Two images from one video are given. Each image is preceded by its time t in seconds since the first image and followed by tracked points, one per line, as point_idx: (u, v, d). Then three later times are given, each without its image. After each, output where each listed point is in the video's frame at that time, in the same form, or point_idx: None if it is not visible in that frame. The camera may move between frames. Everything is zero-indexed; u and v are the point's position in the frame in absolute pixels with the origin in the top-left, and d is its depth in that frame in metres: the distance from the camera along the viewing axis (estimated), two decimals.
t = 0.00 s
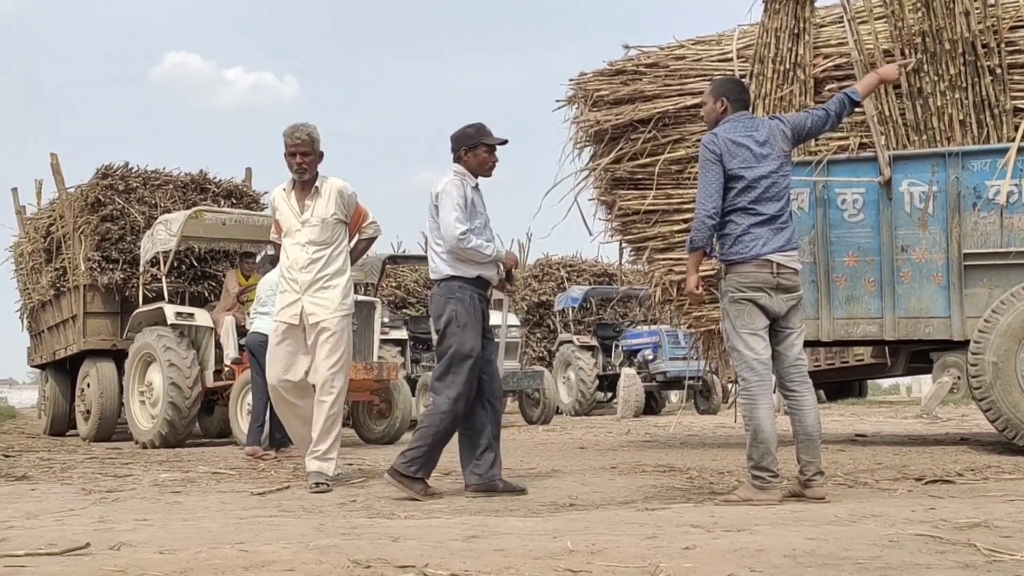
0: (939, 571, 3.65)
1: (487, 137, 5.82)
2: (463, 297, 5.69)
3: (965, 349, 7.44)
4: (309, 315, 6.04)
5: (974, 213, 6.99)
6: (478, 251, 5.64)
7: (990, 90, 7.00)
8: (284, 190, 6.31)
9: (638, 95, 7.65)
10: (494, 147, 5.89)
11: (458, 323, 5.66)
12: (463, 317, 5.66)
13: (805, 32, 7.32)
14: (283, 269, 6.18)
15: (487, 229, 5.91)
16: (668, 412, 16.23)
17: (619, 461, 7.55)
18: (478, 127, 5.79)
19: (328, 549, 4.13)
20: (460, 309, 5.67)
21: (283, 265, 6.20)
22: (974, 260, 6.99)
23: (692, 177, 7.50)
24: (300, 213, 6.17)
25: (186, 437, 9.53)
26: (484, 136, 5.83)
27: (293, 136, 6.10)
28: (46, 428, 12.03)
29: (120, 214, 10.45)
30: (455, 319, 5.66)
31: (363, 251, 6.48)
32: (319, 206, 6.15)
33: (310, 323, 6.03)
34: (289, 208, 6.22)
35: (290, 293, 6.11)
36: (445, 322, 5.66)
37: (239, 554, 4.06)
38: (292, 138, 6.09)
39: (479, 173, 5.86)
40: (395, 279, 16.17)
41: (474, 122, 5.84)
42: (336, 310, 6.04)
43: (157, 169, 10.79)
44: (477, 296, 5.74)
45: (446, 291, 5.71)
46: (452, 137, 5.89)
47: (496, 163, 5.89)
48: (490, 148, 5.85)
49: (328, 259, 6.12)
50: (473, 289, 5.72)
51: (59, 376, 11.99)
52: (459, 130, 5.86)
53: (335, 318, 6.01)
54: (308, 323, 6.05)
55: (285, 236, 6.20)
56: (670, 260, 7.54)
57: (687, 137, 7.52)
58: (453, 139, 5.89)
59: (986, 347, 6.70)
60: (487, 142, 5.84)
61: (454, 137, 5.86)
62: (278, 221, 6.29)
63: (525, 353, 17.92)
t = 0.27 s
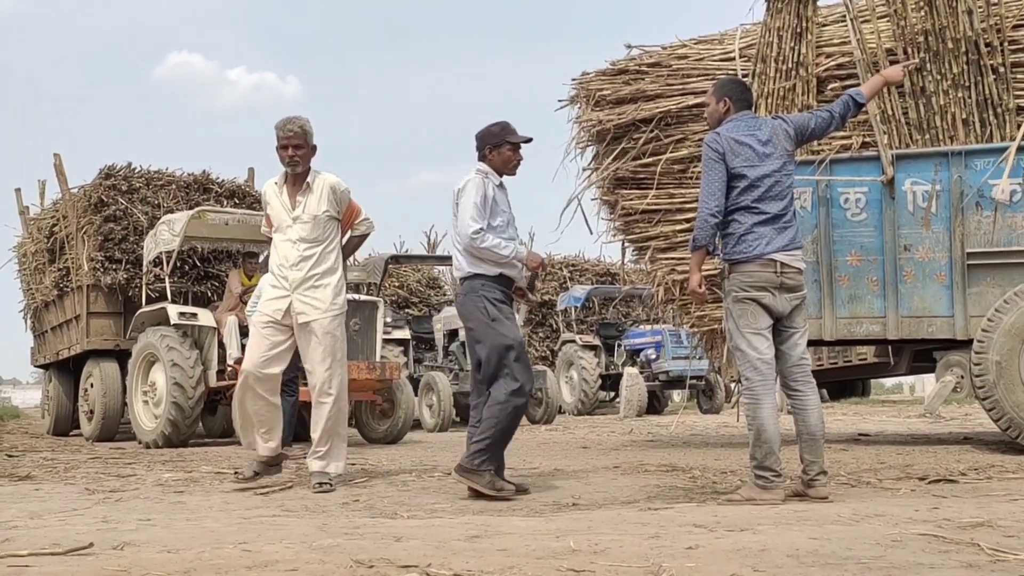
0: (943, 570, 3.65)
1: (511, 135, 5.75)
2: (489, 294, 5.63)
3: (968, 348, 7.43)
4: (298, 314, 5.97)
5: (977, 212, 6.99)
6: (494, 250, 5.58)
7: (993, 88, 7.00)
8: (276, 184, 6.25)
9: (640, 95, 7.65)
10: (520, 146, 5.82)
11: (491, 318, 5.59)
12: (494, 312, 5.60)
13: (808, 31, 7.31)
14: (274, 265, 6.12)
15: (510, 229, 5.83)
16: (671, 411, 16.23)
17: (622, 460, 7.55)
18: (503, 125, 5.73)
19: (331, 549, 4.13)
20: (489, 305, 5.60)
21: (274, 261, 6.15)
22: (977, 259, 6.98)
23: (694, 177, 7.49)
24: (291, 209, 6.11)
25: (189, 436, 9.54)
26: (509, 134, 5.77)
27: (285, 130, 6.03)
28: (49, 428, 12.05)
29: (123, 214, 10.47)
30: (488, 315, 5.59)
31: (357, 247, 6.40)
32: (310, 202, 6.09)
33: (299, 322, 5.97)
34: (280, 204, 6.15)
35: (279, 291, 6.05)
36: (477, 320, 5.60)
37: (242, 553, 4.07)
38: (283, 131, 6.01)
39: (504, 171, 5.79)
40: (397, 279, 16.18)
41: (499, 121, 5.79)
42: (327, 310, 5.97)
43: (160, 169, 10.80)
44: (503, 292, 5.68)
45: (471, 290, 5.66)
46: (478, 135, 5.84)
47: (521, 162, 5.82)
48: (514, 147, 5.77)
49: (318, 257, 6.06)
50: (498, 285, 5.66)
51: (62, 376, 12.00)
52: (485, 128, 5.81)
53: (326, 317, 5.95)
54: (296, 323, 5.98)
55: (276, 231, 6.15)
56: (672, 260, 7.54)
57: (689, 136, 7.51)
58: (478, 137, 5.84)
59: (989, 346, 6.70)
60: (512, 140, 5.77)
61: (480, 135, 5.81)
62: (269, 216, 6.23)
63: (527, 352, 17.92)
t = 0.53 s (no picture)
0: (943, 567, 3.65)
1: (535, 133, 5.68)
2: (517, 294, 5.55)
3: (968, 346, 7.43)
4: (275, 313, 5.75)
5: (978, 209, 6.99)
6: (521, 249, 5.50)
7: (994, 86, 6.99)
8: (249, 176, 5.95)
9: (640, 92, 7.65)
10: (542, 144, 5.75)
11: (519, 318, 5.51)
12: (522, 313, 5.53)
13: (808, 28, 7.30)
14: (247, 261, 5.83)
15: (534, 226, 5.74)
16: (671, 408, 16.24)
17: (622, 458, 7.55)
18: (526, 122, 5.65)
19: (332, 546, 4.13)
20: (517, 306, 5.53)
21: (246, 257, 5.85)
22: (977, 256, 6.98)
23: (695, 174, 7.49)
24: (269, 204, 5.85)
25: (190, 434, 9.54)
26: (532, 132, 5.69)
27: (268, 122, 5.77)
28: (50, 426, 12.05)
29: (124, 212, 10.47)
30: (516, 316, 5.52)
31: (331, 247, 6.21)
32: (290, 198, 5.85)
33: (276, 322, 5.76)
34: (257, 198, 5.87)
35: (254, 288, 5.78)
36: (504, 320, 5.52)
37: (243, 551, 4.07)
38: (267, 123, 5.75)
39: (527, 169, 5.71)
40: (397, 277, 16.19)
41: (521, 118, 5.71)
42: (305, 308, 5.79)
43: (160, 167, 10.79)
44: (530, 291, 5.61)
45: (499, 290, 5.58)
46: (499, 132, 5.76)
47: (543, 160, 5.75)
48: (537, 145, 5.70)
49: (296, 255, 5.83)
50: (524, 285, 5.58)
51: (63, 373, 12.01)
52: (506, 126, 5.72)
53: (304, 318, 5.79)
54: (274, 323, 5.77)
55: (251, 226, 5.86)
56: (673, 257, 7.54)
57: (690, 134, 7.51)
58: (500, 134, 5.75)
59: (990, 344, 6.70)
60: (535, 138, 5.70)
61: (501, 133, 5.73)
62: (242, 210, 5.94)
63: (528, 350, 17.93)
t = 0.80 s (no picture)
0: (938, 565, 3.65)
1: (547, 128, 5.67)
2: (536, 290, 5.50)
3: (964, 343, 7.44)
4: (246, 303, 5.64)
5: (974, 207, 6.99)
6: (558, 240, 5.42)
7: (989, 83, 6.98)
8: (211, 167, 5.81)
9: (636, 90, 7.64)
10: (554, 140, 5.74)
11: (535, 315, 5.46)
12: (540, 309, 5.47)
13: (803, 26, 7.31)
14: (213, 252, 5.69)
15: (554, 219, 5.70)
16: (667, 406, 16.25)
17: (618, 456, 7.54)
18: (539, 117, 5.64)
19: (327, 545, 4.12)
20: (535, 302, 5.48)
21: (211, 248, 5.71)
22: (972, 254, 6.98)
23: (690, 172, 7.48)
24: (236, 193, 5.73)
25: (184, 433, 9.52)
26: (545, 127, 5.68)
27: (236, 109, 5.65)
28: (45, 424, 12.03)
29: (118, 210, 10.44)
30: (531, 312, 5.47)
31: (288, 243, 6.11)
32: (258, 188, 5.75)
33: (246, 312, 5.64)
34: (223, 187, 5.74)
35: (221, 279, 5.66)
36: (520, 316, 5.47)
37: (238, 550, 4.06)
38: (236, 110, 5.64)
39: (539, 165, 5.69)
40: (393, 275, 16.17)
41: (534, 114, 5.70)
42: (275, 298, 5.70)
43: (154, 165, 10.77)
44: (549, 288, 5.57)
45: (518, 285, 5.52)
46: (511, 128, 5.74)
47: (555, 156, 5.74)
48: (550, 140, 5.69)
49: (264, 245, 5.73)
50: (542, 282, 5.54)
51: (58, 371, 11.98)
52: (518, 121, 5.71)
53: (274, 308, 5.68)
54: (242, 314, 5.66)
55: (217, 216, 5.72)
56: (668, 255, 7.53)
57: (685, 132, 7.51)
58: (511, 130, 5.73)
59: (985, 341, 6.70)
60: (548, 134, 5.69)
61: (513, 128, 5.71)
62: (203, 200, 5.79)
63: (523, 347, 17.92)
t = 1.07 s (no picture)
0: (934, 562, 3.66)
1: (556, 126, 5.64)
2: (542, 284, 5.49)
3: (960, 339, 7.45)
4: (232, 299, 5.52)
5: (970, 203, 7.00)
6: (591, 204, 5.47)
7: (986, 79, 6.98)
8: (192, 159, 5.63)
9: (633, 86, 7.63)
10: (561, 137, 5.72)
11: (540, 310, 5.45)
12: (545, 303, 5.46)
13: (800, 22, 7.31)
14: (196, 247, 5.54)
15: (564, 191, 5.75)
16: (663, 401, 16.26)
17: (614, 452, 7.55)
18: (549, 114, 5.63)
19: (324, 541, 4.12)
20: (540, 296, 5.47)
21: (194, 243, 5.56)
22: (969, 250, 6.99)
23: (687, 168, 7.48)
24: (218, 186, 5.56)
25: (181, 428, 9.51)
26: (553, 125, 5.66)
27: (221, 99, 5.50)
28: (41, 419, 12.03)
29: (114, 205, 10.42)
30: (537, 307, 5.45)
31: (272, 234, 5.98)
32: (241, 180, 5.59)
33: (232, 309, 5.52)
34: (204, 180, 5.57)
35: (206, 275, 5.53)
36: (525, 311, 5.45)
37: (235, 546, 4.05)
38: (224, 102, 5.49)
39: (544, 163, 5.69)
40: (390, 270, 16.17)
41: (543, 110, 5.67)
42: (260, 293, 5.58)
43: (150, 160, 10.74)
44: (556, 283, 5.57)
45: (524, 279, 5.51)
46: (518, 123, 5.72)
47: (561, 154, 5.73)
48: (557, 138, 5.67)
49: (249, 239, 5.58)
50: (548, 276, 5.53)
51: (54, 367, 11.97)
52: (527, 117, 5.68)
53: (259, 303, 5.56)
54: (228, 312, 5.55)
55: (199, 210, 5.55)
56: (665, 251, 7.53)
57: (682, 127, 7.50)
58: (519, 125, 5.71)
59: (981, 337, 6.71)
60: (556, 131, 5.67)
61: (521, 124, 5.69)
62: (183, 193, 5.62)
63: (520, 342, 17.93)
